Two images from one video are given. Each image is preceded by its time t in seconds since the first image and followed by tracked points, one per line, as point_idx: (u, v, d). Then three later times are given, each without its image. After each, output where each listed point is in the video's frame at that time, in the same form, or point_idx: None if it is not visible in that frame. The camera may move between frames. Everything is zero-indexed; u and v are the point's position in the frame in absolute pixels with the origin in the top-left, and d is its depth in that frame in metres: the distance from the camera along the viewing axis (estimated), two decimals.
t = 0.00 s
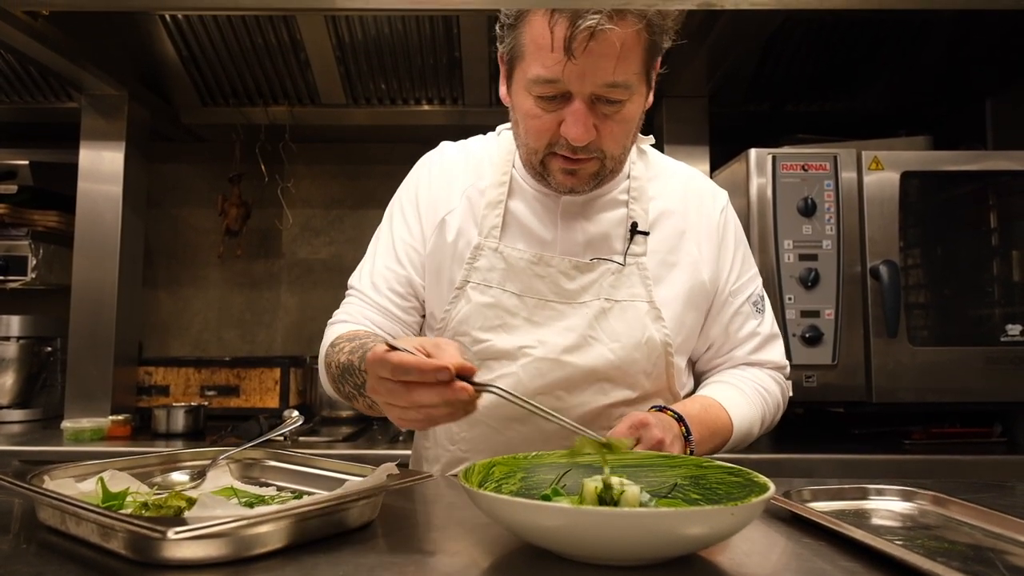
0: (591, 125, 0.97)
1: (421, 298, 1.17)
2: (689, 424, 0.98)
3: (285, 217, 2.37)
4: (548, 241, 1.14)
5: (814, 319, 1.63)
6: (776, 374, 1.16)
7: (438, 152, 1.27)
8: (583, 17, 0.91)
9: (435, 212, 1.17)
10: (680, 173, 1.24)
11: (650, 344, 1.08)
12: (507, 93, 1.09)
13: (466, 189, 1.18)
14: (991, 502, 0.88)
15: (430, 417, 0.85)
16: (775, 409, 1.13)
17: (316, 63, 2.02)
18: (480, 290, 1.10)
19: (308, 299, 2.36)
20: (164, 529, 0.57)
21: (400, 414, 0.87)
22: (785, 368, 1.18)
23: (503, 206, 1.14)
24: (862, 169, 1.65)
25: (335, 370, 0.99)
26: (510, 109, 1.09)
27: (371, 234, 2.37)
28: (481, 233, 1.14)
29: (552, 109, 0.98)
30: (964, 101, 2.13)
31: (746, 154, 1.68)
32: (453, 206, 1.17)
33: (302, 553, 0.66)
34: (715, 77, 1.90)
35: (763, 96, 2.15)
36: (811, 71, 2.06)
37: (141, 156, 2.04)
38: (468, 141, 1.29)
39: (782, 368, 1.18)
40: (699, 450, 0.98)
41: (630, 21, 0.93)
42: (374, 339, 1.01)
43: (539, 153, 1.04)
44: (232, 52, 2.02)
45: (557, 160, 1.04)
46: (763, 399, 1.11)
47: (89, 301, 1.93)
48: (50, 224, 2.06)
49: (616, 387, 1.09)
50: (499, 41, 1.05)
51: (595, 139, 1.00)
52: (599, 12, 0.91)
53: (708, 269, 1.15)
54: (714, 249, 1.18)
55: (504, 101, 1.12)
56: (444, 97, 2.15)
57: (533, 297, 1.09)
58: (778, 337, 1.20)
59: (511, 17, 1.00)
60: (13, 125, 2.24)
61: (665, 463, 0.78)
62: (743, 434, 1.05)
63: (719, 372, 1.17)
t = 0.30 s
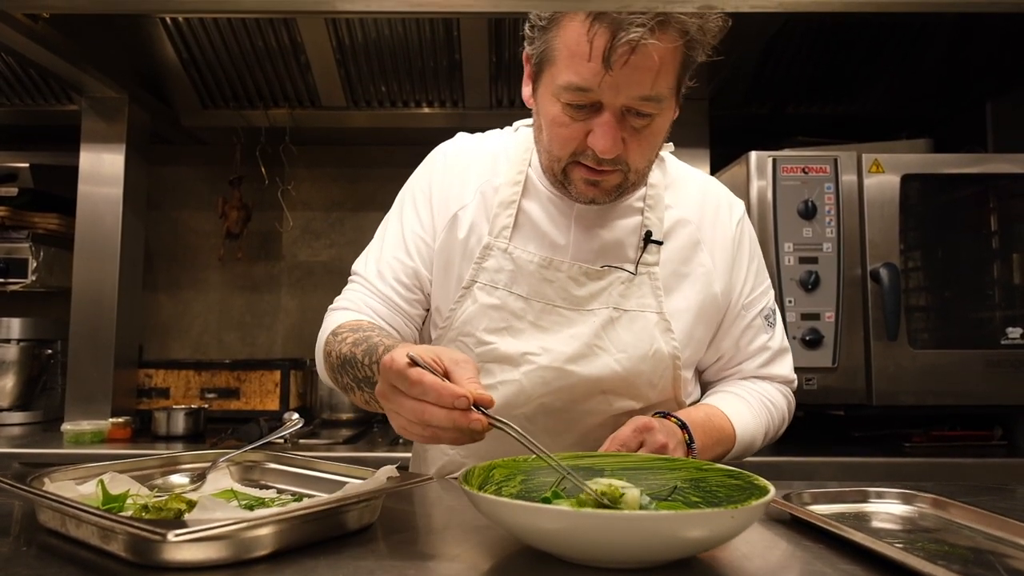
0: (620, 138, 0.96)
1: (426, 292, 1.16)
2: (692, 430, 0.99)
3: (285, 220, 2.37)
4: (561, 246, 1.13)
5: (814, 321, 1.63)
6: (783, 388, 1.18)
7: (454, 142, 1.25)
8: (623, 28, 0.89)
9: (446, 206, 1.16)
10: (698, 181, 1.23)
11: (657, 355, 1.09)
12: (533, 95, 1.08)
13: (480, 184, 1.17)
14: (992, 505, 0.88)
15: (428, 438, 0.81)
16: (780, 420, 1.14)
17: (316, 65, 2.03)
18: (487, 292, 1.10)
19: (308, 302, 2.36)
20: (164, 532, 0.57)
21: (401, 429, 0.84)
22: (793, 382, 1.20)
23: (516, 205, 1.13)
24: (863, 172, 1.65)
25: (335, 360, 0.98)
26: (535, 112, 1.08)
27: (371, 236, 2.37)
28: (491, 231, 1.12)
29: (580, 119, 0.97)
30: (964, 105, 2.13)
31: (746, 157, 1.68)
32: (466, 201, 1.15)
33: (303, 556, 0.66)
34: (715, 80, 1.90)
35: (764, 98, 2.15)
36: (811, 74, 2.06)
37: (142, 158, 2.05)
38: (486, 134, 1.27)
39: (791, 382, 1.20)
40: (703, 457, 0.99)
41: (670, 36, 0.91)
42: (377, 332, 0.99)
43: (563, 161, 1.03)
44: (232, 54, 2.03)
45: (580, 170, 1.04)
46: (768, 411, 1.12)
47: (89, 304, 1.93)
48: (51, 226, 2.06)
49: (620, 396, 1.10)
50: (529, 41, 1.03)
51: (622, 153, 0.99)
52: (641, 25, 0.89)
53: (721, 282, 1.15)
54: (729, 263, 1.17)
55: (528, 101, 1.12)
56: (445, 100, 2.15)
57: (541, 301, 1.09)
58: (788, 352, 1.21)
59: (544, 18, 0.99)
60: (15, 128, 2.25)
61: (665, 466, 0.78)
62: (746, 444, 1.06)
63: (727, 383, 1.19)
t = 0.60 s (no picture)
0: (634, 146, 0.97)
1: (429, 291, 1.16)
2: (694, 431, 0.99)
3: (285, 222, 2.37)
4: (567, 248, 1.13)
5: (814, 323, 1.63)
6: (787, 394, 1.18)
7: (461, 141, 1.25)
8: (644, 37, 0.90)
9: (452, 206, 1.16)
10: (705, 186, 1.23)
11: (661, 360, 1.09)
12: (546, 99, 1.09)
13: (488, 184, 1.17)
14: (992, 507, 0.88)
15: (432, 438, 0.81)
16: (783, 427, 1.14)
17: (316, 66, 2.03)
18: (491, 293, 1.10)
19: (308, 303, 2.36)
20: (164, 534, 0.57)
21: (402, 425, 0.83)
22: (797, 389, 1.20)
23: (523, 207, 1.13)
24: (863, 174, 1.65)
25: (337, 356, 0.98)
26: (547, 115, 1.08)
27: (371, 238, 2.38)
28: (497, 232, 1.13)
29: (595, 124, 0.97)
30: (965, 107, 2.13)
31: (746, 159, 1.68)
32: (473, 201, 1.15)
33: (303, 558, 0.66)
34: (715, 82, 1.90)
35: (764, 100, 2.14)
36: (811, 76, 2.07)
37: (142, 160, 2.05)
38: (493, 134, 1.27)
39: (794, 389, 1.20)
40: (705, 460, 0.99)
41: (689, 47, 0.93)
42: (381, 332, 0.99)
43: (575, 166, 1.03)
44: (232, 56, 2.03)
45: (592, 176, 1.04)
46: (771, 416, 1.12)
47: (89, 306, 1.93)
48: (51, 228, 2.06)
49: (620, 397, 1.09)
50: (545, 43, 1.04)
51: (634, 160, 1.00)
52: (662, 34, 0.90)
53: (726, 289, 1.15)
54: (735, 269, 1.17)
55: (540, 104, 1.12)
56: (446, 101, 2.14)
57: (545, 303, 1.09)
58: (792, 359, 1.21)
59: (562, 22, 0.99)
60: (15, 130, 2.25)
61: (665, 468, 0.79)
62: (749, 448, 1.06)
63: (731, 389, 1.19)
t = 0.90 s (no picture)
0: (638, 146, 0.97)
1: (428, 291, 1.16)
2: (693, 432, 0.99)
3: (286, 223, 2.38)
4: (567, 250, 1.13)
5: (815, 325, 1.63)
6: (786, 397, 1.18)
7: (462, 141, 1.25)
8: (650, 38, 0.90)
9: (452, 206, 1.16)
10: (706, 188, 1.23)
11: (661, 362, 1.09)
12: (549, 99, 1.09)
13: (489, 184, 1.17)
14: (992, 509, 0.88)
15: (435, 400, 0.80)
16: (783, 428, 1.14)
17: (317, 67, 2.03)
18: (491, 294, 1.10)
19: (308, 304, 2.36)
20: (164, 535, 0.57)
21: (408, 385, 0.83)
22: (796, 391, 1.20)
23: (523, 207, 1.14)
24: (863, 175, 1.65)
25: (334, 349, 0.99)
26: (550, 116, 1.09)
27: (371, 239, 2.38)
28: (497, 233, 1.13)
29: (599, 125, 0.97)
30: (966, 108, 2.13)
31: (747, 161, 1.68)
32: (473, 201, 1.15)
33: (303, 558, 0.66)
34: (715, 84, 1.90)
35: (764, 101, 2.14)
36: (812, 77, 2.07)
37: (142, 161, 2.05)
38: (494, 134, 1.27)
39: (793, 391, 1.20)
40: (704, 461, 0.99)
41: (695, 48, 0.93)
42: (379, 324, 1.00)
43: (578, 167, 1.03)
44: (233, 56, 2.03)
45: (595, 177, 1.04)
46: (770, 418, 1.12)
47: (90, 307, 1.93)
48: (52, 229, 2.06)
49: (622, 400, 1.09)
50: (549, 43, 1.04)
51: (638, 161, 1.00)
52: (669, 35, 0.90)
53: (727, 290, 1.15)
54: (735, 270, 1.17)
55: (543, 104, 1.12)
56: (446, 102, 2.14)
57: (545, 304, 1.09)
58: (791, 360, 1.21)
59: (567, 22, 0.99)
60: (15, 131, 2.25)
61: (666, 469, 0.79)
62: (749, 449, 1.07)
63: (731, 391, 1.19)
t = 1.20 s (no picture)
0: (638, 146, 0.97)
1: (428, 293, 1.16)
2: (693, 433, 0.99)
3: (286, 223, 2.38)
4: (567, 252, 1.13)
5: (815, 325, 1.63)
6: (785, 397, 1.18)
7: (461, 142, 1.25)
8: (652, 38, 0.90)
9: (452, 208, 1.16)
10: (704, 189, 1.24)
11: (661, 363, 1.09)
12: (549, 99, 1.09)
13: (489, 186, 1.17)
14: (993, 509, 0.88)
15: (451, 413, 0.80)
16: (781, 428, 1.14)
17: (317, 67, 2.03)
18: (491, 296, 1.10)
19: (308, 305, 2.36)
20: (165, 535, 0.57)
21: (423, 400, 0.83)
22: (794, 391, 1.20)
23: (524, 209, 1.14)
24: (863, 176, 1.65)
25: (339, 355, 0.99)
26: (550, 116, 1.09)
27: (371, 239, 2.38)
28: (497, 235, 1.13)
29: (599, 125, 0.97)
30: (966, 109, 2.13)
31: (747, 161, 1.68)
32: (473, 203, 1.15)
33: (304, 559, 0.66)
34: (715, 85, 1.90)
35: (764, 101, 2.14)
36: (812, 77, 2.07)
37: (142, 161, 2.05)
38: (493, 135, 1.27)
39: (792, 391, 1.20)
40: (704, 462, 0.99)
41: (696, 47, 0.93)
42: (386, 330, 0.99)
43: (578, 167, 1.03)
44: (233, 57, 2.03)
45: (595, 177, 1.04)
46: (769, 418, 1.12)
47: (90, 307, 1.93)
48: (53, 229, 2.06)
49: (623, 402, 1.09)
50: (548, 43, 1.04)
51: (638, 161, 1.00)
52: (670, 35, 0.90)
53: (726, 291, 1.16)
54: (734, 271, 1.18)
55: (542, 104, 1.12)
56: (446, 103, 2.14)
57: (545, 306, 1.09)
58: (789, 361, 1.21)
59: (566, 22, 0.99)
60: (15, 131, 2.25)
61: (666, 470, 0.79)
62: (748, 450, 1.06)
63: (730, 391, 1.19)
